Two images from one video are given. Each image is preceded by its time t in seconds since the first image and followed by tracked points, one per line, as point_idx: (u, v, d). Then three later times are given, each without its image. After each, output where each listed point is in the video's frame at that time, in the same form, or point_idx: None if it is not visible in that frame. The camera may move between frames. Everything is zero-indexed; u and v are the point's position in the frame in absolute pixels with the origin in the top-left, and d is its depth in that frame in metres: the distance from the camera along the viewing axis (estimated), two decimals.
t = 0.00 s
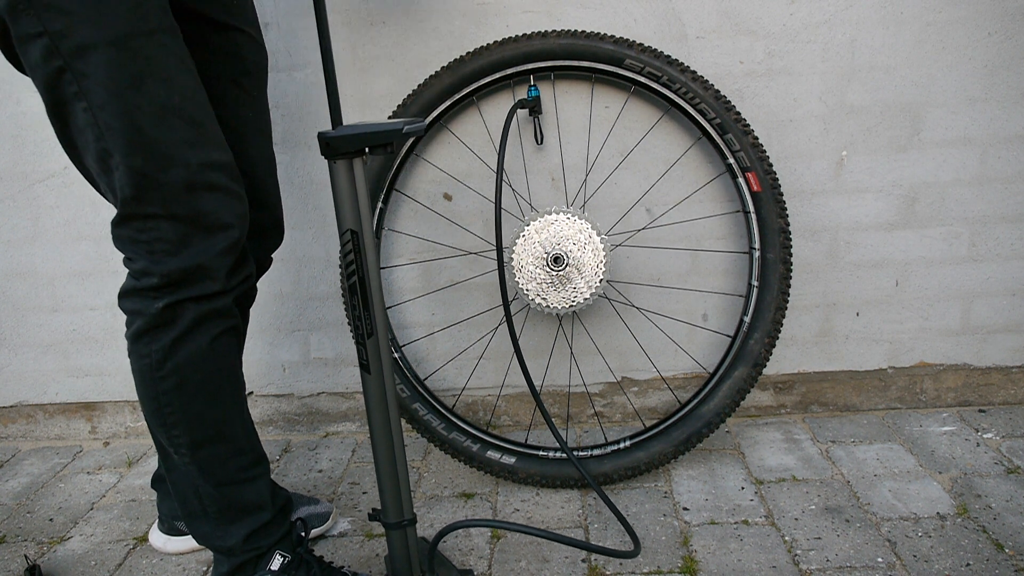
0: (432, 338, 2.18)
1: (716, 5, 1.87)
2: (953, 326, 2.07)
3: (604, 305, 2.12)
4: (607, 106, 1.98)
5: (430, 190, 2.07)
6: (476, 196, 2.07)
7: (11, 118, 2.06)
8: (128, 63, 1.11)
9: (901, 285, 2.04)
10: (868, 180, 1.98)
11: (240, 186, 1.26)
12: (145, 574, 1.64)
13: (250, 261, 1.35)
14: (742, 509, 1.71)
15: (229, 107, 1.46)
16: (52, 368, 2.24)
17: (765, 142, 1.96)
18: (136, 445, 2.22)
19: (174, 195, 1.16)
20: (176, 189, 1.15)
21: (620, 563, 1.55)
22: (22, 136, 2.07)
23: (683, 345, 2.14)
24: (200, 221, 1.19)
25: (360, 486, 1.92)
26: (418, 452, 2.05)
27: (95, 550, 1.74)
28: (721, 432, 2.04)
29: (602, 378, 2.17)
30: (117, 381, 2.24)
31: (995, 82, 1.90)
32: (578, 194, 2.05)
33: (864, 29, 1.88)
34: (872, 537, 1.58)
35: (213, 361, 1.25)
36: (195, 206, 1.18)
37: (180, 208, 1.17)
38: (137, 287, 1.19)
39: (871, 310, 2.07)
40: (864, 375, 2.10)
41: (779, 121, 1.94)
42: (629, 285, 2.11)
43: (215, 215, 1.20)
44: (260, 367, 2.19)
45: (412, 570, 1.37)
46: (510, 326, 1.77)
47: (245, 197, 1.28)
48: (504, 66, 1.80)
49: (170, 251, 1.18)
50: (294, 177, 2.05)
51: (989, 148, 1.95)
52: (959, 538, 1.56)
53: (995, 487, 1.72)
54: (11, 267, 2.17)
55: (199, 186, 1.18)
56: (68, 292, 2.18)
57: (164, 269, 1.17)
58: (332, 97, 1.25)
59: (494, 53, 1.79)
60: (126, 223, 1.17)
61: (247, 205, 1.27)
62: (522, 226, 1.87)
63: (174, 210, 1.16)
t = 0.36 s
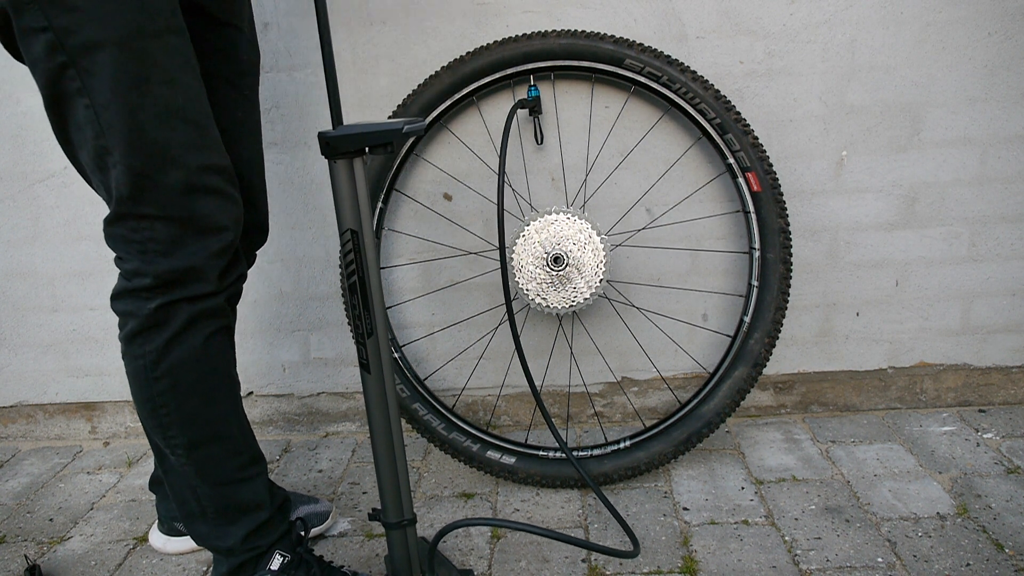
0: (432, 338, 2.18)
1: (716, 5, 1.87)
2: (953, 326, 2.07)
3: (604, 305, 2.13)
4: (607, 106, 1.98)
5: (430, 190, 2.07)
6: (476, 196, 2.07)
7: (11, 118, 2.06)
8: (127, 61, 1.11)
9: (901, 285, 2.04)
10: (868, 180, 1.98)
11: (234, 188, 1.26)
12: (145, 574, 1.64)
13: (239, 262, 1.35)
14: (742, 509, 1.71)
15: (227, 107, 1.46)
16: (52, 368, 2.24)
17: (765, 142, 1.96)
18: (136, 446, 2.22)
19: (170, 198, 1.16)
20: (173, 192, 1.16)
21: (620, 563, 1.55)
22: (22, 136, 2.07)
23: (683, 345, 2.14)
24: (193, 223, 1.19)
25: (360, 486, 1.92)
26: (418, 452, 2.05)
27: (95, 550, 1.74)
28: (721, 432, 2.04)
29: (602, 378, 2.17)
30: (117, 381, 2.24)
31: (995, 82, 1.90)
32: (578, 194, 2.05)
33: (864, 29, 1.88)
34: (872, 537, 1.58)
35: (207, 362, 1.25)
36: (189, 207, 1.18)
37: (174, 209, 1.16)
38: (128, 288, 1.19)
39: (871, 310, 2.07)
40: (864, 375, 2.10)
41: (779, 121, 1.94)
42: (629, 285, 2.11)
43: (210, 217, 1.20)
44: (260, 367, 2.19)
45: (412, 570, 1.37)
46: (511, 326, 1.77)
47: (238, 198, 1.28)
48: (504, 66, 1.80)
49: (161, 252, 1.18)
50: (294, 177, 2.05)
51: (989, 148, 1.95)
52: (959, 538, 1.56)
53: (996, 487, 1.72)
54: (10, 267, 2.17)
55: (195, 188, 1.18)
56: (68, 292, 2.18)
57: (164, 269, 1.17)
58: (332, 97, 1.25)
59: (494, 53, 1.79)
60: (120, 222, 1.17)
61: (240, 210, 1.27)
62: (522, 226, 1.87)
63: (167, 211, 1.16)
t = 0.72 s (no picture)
0: (432, 338, 2.18)
1: (716, 5, 1.87)
2: (953, 326, 2.07)
3: (604, 305, 2.13)
4: (607, 106, 1.98)
5: (430, 190, 2.07)
6: (476, 196, 2.07)
7: (11, 118, 2.06)
8: (114, 63, 1.11)
9: (901, 285, 2.04)
10: (868, 180, 1.98)
11: (224, 187, 1.26)
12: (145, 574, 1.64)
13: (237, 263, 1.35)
14: (742, 509, 1.71)
15: (226, 107, 1.46)
16: (52, 368, 2.24)
17: (765, 142, 1.96)
18: (136, 446, 2.22)
19: (159, 198, 1.16)
20: (162, 193, 1.16)
21: (620, 563, 1.55)
22: (22, 136, 2.07)
23: (683, 345, 2.14)
24: (185, 224, 1.19)
25: (360, 486, 1.92)
26: (418, 452, 2.05)
27: (95, 550, 1.74)
28: (721, 432, 2.04)
29: (602, 378, 2.17)
30: (117, 381, 2.24)
31: (995, 81, 1.90)
32: (578, 194, 2.05)
33: (864, 29, 1.88)
34: (872, 537, 1.58)
35: (203, 364, 1.25)
36: (181, 208, 1.18)
37: (166, 211, 1.17)
38: (123, 290, 1.19)
39: (871, 310, 2.07)
40: (863, 375, 2.10)
41: (779, 121, 1.94)
42: (629, 285, 2.11)
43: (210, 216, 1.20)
44: (260, 367, 2.19)
45: (412, 570, 1.37)
46: (510, 326, 1.77)
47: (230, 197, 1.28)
48: (503, 66, 1.80)
49: (154, 254, 1.18)
50: (294, 178, 2.05)
51: (989, 148, 1.95)
52: (959, 538, 1.56)
53: (996, 487, 1.72)
54: (10, 267, 2.17)
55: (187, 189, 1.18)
56: (68, 292, 2.18)
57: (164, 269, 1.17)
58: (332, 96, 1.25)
59: (494, 53, 1.79)
60: (112, 224, 1.17)
61: (233, 211, 1.27)
62: (522, 226, 1.87)
63: (161, 212, 1.16)
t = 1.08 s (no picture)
0: (432, 338, 2.18)
1: (716, 5, 1.87)
2: (953, 326, 2.07)
3: (604, 305, 2.13)
4: (607, 106, 1.98)
5: (430, 190, 2.07)
6: (476, 196, 2.07)
7: (11, 118, 2.06)
8: (116, 64, 1.11)
9: (901, 285, 2.04)
10: (868, 180, 1.98)
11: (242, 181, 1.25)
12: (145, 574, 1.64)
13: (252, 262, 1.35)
14: (742, 509, 1.71)
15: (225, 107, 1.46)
16: (52, 369, 2.24)
17: (765, 142, 1.96)
18: (136, 446, 2.22)
19: (176, 194, 1.16)
20: (178, 189, 1.16)
21: (620, 563, 1.55)
22: (22, 136, 2.07)
23: (683, 345, 2.14)
24: (201, 219, 1.19)
25: (361, 486, 1.92)
26: (418, 452, 2.05)
27: (95, 550, 1.74)
28: (721, 432, 2.04)
29: (602, 378, 2.17)
30: (117, 381, 2.24)
31: (995, 81, 1.90)
32: (578, 194, 2.05)
33: (864, 29, 1.88)
34: (872, 537, 1.58)
35: (216, 363, 1.25)
36: (196, 203, 1.18)
37: (181, 206, 1.16)
38: (145, 288, 1.19)
39: (871, 310, 2.07)
40: (864, 375, 2.10)
41: (779, 121, 1.94)
42: (629, 285, 2.11)
43: (215, 215, 1.20)
44: (260, 367, 2.19)
45: (412, 570, 1.37)
46: (510, 326, 1.77)
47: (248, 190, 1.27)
48: (503, 66, 1.80)
49: (176, 252, 1.18)
50: (294, 178, 2.05)
51: (989, 148, 1.95)
52: (959, 538, 1.56)
53: (996, 487, 1.72)
54: (10, 267, 2.17)
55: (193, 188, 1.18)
56: (68, 292, 2.18)
57: (164, 268, 1.17)
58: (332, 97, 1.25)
59: (494, 53, 1.79)
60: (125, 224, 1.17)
61: (251, 202, 1.27)
62: (522, 226, 1.87)
63: (174, 207, 1.16)
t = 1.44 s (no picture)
0: (433, 338, 2.18)
1: (716, 5, 1.88)
2: (953, 326, 2.07)
3: (604, 305, 2.13)
4: (607, 106, 1.98)
5: (430, 190, 2.07)
6: (476, 196, 2.07)
7: (11, 118, 2.06)
8: (141, 61, 1.11)
9: (901, 285, 2.05)
10: (868, 180, 1.98)
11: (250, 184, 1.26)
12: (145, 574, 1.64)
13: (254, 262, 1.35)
14: (742, 509, 1.71)
15: (226, 107, 1.46)
16: (52, 368, 2.24)
17: (765, 142, 1.96)
18: (136, 446, 2.22)
19: (187, 193, 1.16)
20: (189, 188, 1.16)
21: (620, 563, 1.55)
22: (22, 136, 2.07)
23: (683, 345, 2.14)
24: (209, 219, 1.19)
25: (361, 486, 1.92)
26: (418, 452, 2.05)
27: (95, 550, 1.74)
28: (721, 432, 2.04)
29: (602, 378, 2.17)
30: (118, 381, 2.24)
31: (995, 82, 1.90)
32: (578, 194, 2.05)
33: (864, 29, 1.88)
34: (872, 537, 1.58)
35: (219, 363, 1.25)
36: (205, 204, 1.18)
37: (190, 206, 1.16)
38: (146, 286, 1.19)
39: (871, 310, 2.07)
40: (864, 375, 2.10)
41: (779, 121, 1.94)
42: (629, 285, 2.11)
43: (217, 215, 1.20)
44: (260, 367, 2.19)
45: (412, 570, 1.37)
46: (510, 326, 1.77)
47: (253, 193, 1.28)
48: (504, 66, 1.80)
49: (181, 249, 1.18)
50: (294, 178, 2.05)
51: (989, 148, 1.95)
52: (959, 538, 1.56)
53: (996, 487, 1.72)
54: (10, 267, 2.17)
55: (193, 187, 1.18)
56: (68, 292, 2.18)
57: (164, 268, 1.17)
58: (332, 97, 1.25)
59: (494, 53, 1.79)
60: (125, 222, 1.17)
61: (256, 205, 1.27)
62: (522, 226, 1.87)
63: (184, 207, 1.16)
